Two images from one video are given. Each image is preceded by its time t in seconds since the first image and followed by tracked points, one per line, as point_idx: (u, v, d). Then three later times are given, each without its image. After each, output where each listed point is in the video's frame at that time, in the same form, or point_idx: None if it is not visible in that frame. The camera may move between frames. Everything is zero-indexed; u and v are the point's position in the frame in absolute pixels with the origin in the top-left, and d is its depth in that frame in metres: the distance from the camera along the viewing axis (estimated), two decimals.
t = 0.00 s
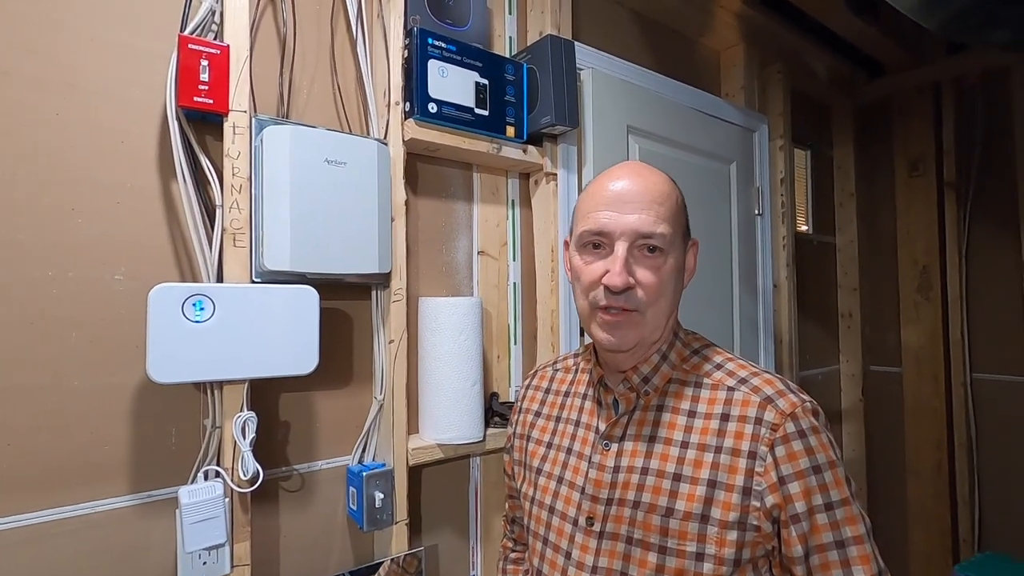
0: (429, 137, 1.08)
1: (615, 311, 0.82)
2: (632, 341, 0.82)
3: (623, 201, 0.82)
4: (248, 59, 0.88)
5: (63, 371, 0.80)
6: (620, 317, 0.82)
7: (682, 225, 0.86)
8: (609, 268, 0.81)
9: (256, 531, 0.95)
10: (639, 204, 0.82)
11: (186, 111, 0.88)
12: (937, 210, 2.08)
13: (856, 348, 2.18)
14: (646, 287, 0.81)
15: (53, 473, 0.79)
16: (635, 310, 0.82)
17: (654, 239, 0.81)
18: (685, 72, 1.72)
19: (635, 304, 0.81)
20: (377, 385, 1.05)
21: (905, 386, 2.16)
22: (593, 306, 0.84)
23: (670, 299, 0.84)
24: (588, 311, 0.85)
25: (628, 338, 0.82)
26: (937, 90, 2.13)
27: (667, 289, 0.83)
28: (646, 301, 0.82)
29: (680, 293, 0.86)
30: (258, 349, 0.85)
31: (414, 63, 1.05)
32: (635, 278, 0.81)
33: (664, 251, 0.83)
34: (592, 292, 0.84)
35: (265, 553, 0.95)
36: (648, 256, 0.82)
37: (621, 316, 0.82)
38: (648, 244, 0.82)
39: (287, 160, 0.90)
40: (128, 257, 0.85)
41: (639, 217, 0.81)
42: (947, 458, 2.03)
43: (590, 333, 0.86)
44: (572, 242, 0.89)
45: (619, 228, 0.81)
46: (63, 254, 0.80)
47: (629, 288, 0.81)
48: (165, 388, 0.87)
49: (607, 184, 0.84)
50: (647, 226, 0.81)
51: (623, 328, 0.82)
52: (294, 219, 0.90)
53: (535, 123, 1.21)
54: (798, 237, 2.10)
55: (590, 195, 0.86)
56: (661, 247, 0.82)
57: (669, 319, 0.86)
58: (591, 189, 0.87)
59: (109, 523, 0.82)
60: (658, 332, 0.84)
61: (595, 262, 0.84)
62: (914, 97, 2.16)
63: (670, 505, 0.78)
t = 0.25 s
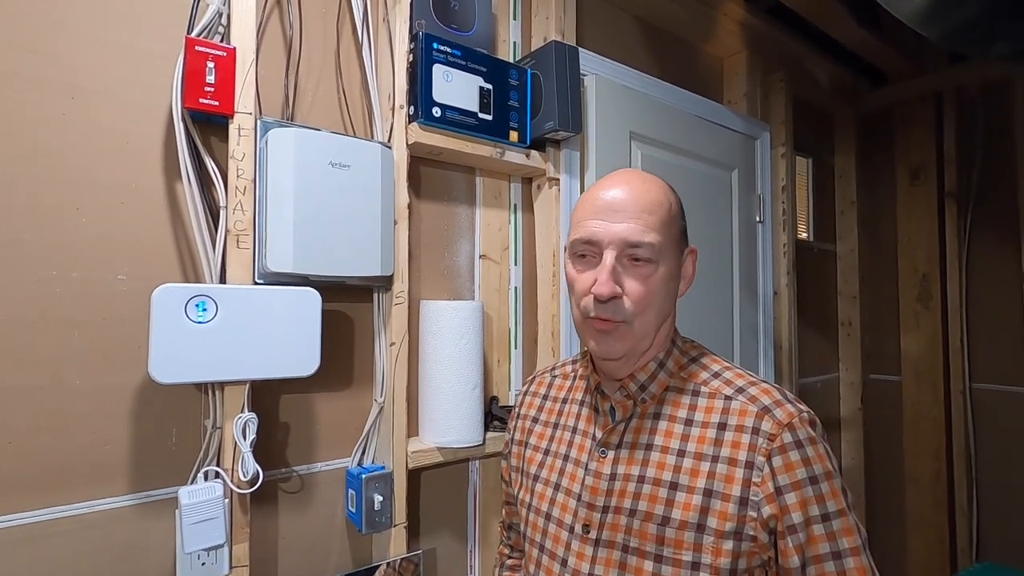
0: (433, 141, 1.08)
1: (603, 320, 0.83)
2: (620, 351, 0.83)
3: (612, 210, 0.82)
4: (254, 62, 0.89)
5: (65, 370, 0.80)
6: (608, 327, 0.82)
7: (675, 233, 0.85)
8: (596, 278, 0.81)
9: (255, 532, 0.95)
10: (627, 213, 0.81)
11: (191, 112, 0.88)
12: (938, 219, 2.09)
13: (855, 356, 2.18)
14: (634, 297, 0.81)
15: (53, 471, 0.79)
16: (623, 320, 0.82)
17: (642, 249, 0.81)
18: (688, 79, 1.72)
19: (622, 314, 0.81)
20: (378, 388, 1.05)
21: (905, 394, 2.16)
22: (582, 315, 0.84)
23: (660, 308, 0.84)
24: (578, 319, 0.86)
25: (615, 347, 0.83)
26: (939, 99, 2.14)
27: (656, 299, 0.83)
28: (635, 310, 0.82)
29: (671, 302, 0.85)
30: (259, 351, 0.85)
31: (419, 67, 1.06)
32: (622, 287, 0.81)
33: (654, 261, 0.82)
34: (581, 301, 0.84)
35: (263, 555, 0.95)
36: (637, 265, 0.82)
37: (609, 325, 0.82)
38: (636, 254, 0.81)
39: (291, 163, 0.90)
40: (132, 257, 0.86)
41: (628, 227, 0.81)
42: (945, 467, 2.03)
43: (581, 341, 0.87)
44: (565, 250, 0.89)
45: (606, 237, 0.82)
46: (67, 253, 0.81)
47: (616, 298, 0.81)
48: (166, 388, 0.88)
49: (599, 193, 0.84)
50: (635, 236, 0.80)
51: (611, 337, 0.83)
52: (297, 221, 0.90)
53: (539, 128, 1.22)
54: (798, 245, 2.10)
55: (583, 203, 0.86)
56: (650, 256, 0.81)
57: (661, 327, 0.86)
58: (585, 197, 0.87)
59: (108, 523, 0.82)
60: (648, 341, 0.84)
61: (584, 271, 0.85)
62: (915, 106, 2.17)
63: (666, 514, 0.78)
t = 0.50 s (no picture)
0: (438, 147, 1.09)
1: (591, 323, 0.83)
2: (608, 353, 0.83)
3: (599, 212, 0.83)
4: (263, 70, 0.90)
5: (75, 374, 0.81)
6: (595, 329, 0.82)
7: (667, 235, 0.84)
8: (582, 280, 0.82)
9: (261, 535, 0.95)
10: (613, 215, 0.82)
11: (201, 119, 0.89)
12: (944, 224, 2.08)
13: (861, 361, 2.17)
14: (620, 298, 0.81)
15: (63, 475, 0.79)
16: (610, 322, 0.82)
17: (627, 250, 0.81)
18: (693, 85, 1.73)
19: (609, 315, 0.81)
20: (384, 393, 1.05)
21: (911, 400, 2.15)
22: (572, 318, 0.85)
23: (650, 311, 0.83)
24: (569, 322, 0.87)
25: (603, 350, 0.83)
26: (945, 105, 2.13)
27: (645, 301, 0.82)
28: (622, 312, 0.81)
29: (663, 305, 0.84)
30: (266, 356, 0.86)
31: (425, 75, 1.07)
32: (608, 289, 0.81)
33: (641, 262, 0.81)
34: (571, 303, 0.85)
35: (269, 559, 0.96)
36: (623, 267, 0.82)
37: (596, 327, 0.82)
38: (622, 255, 0.81)
39: (298, 169, 0.91)
40: (141, 263, 0.87)
41: (614, 228, 0.81)
42: (952, 473, 2.01)
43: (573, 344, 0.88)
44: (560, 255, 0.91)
45: (592, 239, 0.82)
46: (78, 259, 0.82)
47: (601, 299, 0.81)
48: (174, 392, 0.88)
49: (590, 196, 0.85)
50: (620, 237, 0.81)
51: (599, 340, 0.83)
52: (305, 227, 0.91)
53: (544, 134, 1.22)
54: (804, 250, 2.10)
55: (576, 208, 0.87)
56: (636, 257, 0.81)
57: (655, 332, 0.85)
58: (581, 201, 0.87)
59: (116, 526, 0.83)
60: (639, 345, 0.83)
61: (574, 274, 0.85)
62: (920, 112, 2.17)
63: (668, 522, 0.78)
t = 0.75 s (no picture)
0: (439, 149, 1.09)
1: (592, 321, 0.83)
2: (609, 352, 0.83)
3: (599, 211, 0.83)
4: (263, 72, 0.90)
5: (78, 377, 0.81)
6: (596, 327, 0.83)
7: (667, 234, 0.84)
8: (583, 278, 0.82)
9: (264, 537, 0.95)
10: (614, 213, 0.82)
11: (202, 122, 0.89)
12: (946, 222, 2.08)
13: (864, 360, 2.16)
14: (621, 297, 0.81)
15: (67, 477, 0.80)
16: (611, 320, 0.82)
17: (628, 248, 0.81)
18: (693, 84, 1.73)
19: (610, 314, 0.81)
20: (385, 394, 1.05)
21: (914, 399, 2.14)
22: (573, 316, 0.85)
23: (652, 309, 0.83)
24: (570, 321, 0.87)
25: (604, 348, 0.83)
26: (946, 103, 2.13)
27: (646, 299, 0.82)
28: (623, 311, 0.81)
29: (664, 304, 0.84)
30: (267, 358, 0.86)
31: (425, 76, 1.07)
32: (609, 287, 0.81)
33: (642, 261, 0.81)
34: (572, 302, 0.85)
35: (272, 560, 0.96)
36: (624, 265, 0.82)
37: (597, 326, 0.83)
38: (623, 253, 0.81)
39: (299, 171, 0.91)
40: (143, 266, 0.87)
41: (614, 226, 0.81)
42: (956, 472, 2.01)
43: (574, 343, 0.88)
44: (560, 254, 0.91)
45: (593, 237, 0.82)
46: (81, 262, 0.82)
47: (602, 298, 0.81)
48: (176, 394, 0.89)
49: (591, 195, 0.85)
50: (620, 235, 0.81)
51: (600, 338, 0.83)
52: (306, 229, 0.91)
53: (544, 135, 1.22)
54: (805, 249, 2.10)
55: (576, 207, 0.87)
56: (637, 256, 0.81)
57: (655, 331, 0.85)
58: (580, 201, 0.87)
59: (120, 528, 0.83)
60: (640, 343, 0.83)
61: (574, 273, 0.85)
62: (921, 110, 2.17)
63: (667, 524, 0.78)
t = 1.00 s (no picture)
0: (439, 147, 1.09)
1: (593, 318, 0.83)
2: (610, 349, 0.83)
3: (601, 207, 0.83)
4: (264, 71, 0.90)
5: (79, 376, 0.82)
6: (597, 324, 0.82)
7: (669, 230, 0.84)
8: (584, 274, 0.82)
9: (265, 535, 0.96)
10: (615, 210, 0.82)
11: (202, 121, 0.89)
12: (947, 221, 2.07)
13: (864, 358, 2.16)
14: (623, 293, 0.81)
15: (68, 475, 0.80)
16: (611, 317, 0.82)
17: (630, 244, 0.81)
18: (693, 83, 1.73)
19: (611, 310, 0.81)
20: (386, 392, 1.05)
21: (915, 397, 2.14)
22: (574, 313, 0.85)
23: (653, 306, 0.83)
24: (571, 318, 0.87)
25: (605, 345, 0.83)
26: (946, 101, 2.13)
27: (647, 296, 0.82)
28: (624, 307, 0.81)
29: (665, 300, 0.84)
30: (268, 356, 0.86)
31: (425, 75, 1.07)
32: (610, 283, 0.81)
33: (644, 257, 0.81)
34: (573, 299, 0.85)
35: (273, 557, 0.96)
36: (625, 261, 0.82)
37: (598, 322, 0.83)
38: (625, 249, 0.81)
39: (299, 170, 0.91)
40: (144, 265, 0.87)
41: (616, 223, 0.81)
42: (957, 470, 2.01)
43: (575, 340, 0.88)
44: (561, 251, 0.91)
45: (594, 233, 0.82)
46: (81, 261, 0.82)
47: (603, 294, 0.81)
48: (177, 393, 0.89)
49: (593, 192, 0.85)
50: (622, 231, 0.81)
51: (601, 335, 0.83)
52: (306, 228, 0.91)
53: (544, 133, 1.22)
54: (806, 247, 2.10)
55: (577, 205, 0.87)
56: (639, 252, 0.81)
57: (656, 329, 0.85)
58: (580, 198, 0.87)
59: (122, 526, 0.84)
60: (641, 340, 0.83)
61: (575, 269, 0.85)
62: (922, 108, 2.16)
63: (667, 522, 0.78)
